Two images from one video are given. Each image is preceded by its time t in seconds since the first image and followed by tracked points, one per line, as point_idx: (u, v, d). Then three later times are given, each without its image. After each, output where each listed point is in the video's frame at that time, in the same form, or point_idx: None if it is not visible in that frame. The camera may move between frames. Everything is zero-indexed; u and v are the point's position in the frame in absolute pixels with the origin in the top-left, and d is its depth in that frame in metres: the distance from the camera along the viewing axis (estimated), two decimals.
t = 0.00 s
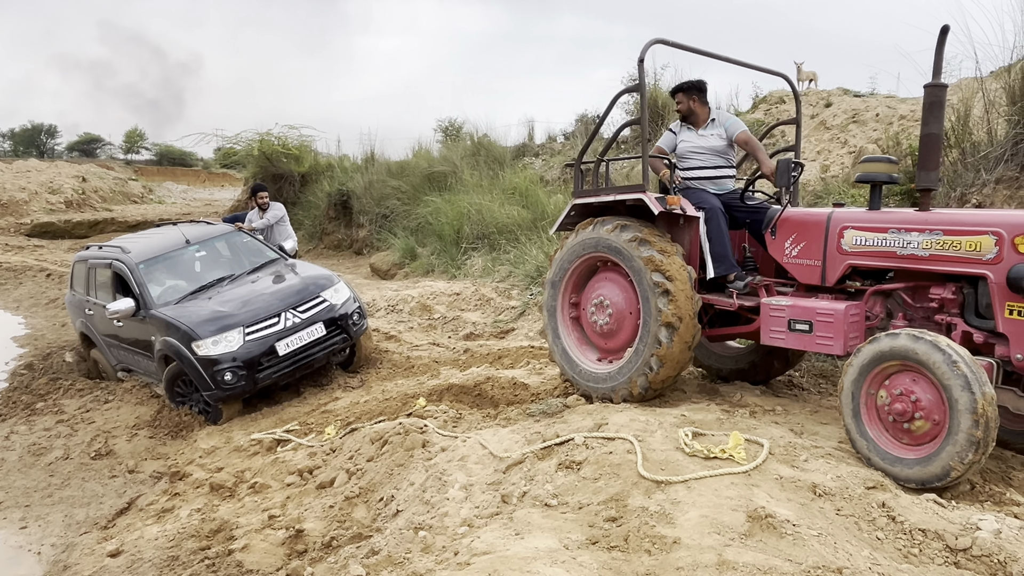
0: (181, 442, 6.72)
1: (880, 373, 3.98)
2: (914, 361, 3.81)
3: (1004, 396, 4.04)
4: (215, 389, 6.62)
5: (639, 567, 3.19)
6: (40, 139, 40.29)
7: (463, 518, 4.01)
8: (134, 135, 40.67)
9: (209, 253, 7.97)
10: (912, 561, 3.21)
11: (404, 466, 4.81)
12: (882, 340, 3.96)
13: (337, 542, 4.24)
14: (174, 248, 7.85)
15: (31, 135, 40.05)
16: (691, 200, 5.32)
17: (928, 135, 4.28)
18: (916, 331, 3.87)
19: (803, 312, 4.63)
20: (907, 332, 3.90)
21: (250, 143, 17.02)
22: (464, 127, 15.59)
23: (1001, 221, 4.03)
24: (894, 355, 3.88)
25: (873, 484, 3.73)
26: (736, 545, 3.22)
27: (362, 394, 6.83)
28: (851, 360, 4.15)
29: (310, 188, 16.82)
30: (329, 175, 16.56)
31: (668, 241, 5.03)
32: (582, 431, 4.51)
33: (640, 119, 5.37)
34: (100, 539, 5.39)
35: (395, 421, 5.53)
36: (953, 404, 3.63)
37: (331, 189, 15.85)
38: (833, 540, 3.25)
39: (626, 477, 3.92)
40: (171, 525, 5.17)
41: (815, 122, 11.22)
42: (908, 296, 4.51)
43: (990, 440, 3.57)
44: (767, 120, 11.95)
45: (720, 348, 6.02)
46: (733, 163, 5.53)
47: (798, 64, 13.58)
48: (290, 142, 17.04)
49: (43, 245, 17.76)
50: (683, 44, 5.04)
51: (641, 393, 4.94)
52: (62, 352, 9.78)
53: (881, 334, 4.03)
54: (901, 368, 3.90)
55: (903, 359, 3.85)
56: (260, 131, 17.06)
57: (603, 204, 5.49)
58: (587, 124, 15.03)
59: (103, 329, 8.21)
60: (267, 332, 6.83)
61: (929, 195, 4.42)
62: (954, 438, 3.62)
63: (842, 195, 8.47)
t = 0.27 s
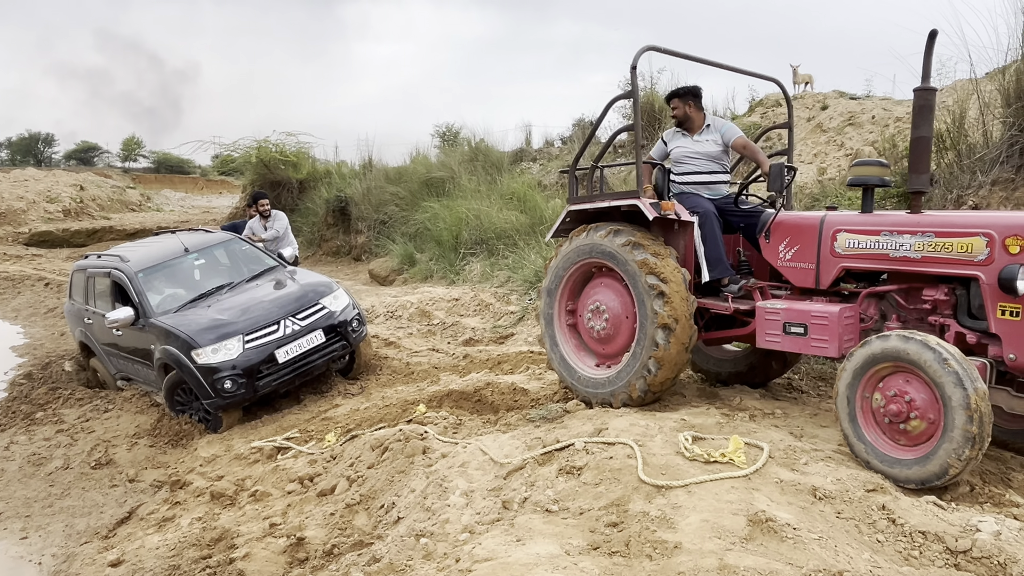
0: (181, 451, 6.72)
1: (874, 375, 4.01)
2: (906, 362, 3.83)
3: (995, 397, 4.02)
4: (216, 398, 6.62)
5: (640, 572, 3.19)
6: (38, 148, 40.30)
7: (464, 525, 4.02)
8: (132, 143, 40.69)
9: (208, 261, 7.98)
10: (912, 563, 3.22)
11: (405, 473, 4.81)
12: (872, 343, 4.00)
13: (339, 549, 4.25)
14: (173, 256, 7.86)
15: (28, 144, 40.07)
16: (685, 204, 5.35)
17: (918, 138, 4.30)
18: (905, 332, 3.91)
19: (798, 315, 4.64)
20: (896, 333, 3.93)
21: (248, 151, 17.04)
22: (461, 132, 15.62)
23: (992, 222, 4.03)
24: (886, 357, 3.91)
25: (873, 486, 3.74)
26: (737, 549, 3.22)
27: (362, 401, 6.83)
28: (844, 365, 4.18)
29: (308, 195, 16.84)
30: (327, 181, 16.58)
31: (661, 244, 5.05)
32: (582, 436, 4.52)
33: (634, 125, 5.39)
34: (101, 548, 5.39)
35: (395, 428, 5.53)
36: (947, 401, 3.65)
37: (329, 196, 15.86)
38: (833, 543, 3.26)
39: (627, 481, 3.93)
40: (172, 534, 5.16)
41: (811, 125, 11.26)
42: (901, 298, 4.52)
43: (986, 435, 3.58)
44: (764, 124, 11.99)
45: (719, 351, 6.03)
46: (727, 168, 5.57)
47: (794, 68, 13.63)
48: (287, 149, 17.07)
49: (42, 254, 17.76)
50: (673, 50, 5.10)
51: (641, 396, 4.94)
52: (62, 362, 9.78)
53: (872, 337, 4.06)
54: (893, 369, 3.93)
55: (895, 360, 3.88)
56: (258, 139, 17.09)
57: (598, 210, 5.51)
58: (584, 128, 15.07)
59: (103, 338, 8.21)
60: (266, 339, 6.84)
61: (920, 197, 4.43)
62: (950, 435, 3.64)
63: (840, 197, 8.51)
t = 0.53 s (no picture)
0: (182, 457, 6.71)
1: (863, 378, 4.07)
2: (893, 360, 3.90)
3: (987, 395, 4.09)
4: (216, 404, 6.62)
5: None
6: (37, 155, 40.33)
7: (465, 530, 4.02)
8: (130, 149, 40.72)
9: (207, 267, 7.99)
10: (914, 566, 3.22)
11: (406, 478, 4.81)
12: (859, 346, 4.07)
13: (341, 555, 4.25)
14: (173, 262, 7.87)
15: (27, 151, 40.11)
16: (678, 209, 5.35)
17: (906, 141, 4.31)
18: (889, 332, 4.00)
19: (791, 317, 4.66)
20: (880, 334, 4.02)
21: (246, 157, 17.06)
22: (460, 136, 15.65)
23: (980, 223, 4.07)
24: (873, 358, 3.98)
25: (873, 489, 3.75)
26: (738, 553, 3.23)
27: (363, 406, 6.83)
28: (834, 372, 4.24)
29: (307, 200, 16.86)
30: (326, 186, 16.60)
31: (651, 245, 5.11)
32: (583, 440, 4.52)
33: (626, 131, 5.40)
34: (102, 556, 5.38)
35: (396, 433, 5.54)
36: (936, 394, 3.71)
37: (329, 201, 15.87)
38: (834, 546, 3.26)
39: (628, 486, 3.93)
40: (173, 540, 5.16)
41: (809, 127, 11.28)
42: (892, 299, 4.54)
43: (978, 424, 3.62)
44: (762, 126, 12.02)
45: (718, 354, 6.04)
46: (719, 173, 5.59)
47: (791, 70, 13.66)
48: (286, 154, 17.10)
49: (41, 261, 17.76)
50: (662, 56, 5.12)
51: (640, 397, 4.94)
52: (62, 369, 9.77)
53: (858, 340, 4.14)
54: (882, 370, 4.00)
55: (883, 360, 3.95)
56: (256, 144, 17.11)
57: (592, 216, 5.53)
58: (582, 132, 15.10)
59: (103, 345, 8.21)
60: (266, 345, 6.84)
61: (908, 199, 4.45)
62: (943, 427, 3.67)
63: (838, 200, 8.54)
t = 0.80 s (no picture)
0: (184, 462, 6.73)
1: (847, 383, 4.13)
2: (872, 357, 3.99)
3: (971, 392, 4.13)
4: (217, 409, 6.64)
5: None
6: (37, 160, 40.39)
7: (467, 533, 4.03)
8: (131, 154, 40.79)
9: (209, 272, 8.00)
10: (915, 567, 3.23)
11: (408, 482, 4.83)
12: (836, 352, 4.16)
13: (343, 559, 4.26)
14: (174, 267, 7.89)
15: (28, 156, 40.17)
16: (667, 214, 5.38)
17: (888, 144, 4.33)
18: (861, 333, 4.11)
19: (779, 319, 4.67)
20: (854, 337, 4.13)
21: (247, 161, 17.10)
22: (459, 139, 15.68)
23: (962, 224, 4.12)
24: (853, 360, 4.07)
25: (874, 490, 3.75)
26: (740, 555, 3.24)
27: (364, 410, 6.84)
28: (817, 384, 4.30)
29: (308, 204, 16.88)
30: (326, 190, 16.63)
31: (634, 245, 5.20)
32: (584, 443, 4.53)
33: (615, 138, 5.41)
34: (105, 561, 5.40)
35: (398, 437, 5.55)
36: (918, 380, 3.79)
37: (329, 204, 15.89)
38: (836, 549, 3.27)
39: (629, 488, 3.94)
40: (176, 545, 5.17)
41: (808, 129, 11.30)
42: (878, 299, 4.54)
43: (963, 402, 3.69)
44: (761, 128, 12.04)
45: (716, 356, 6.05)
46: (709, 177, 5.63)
47: (790, 72, 13.69)
48: (286, 158, 17.13)
49: (42, 266, 17.79)
50: (649, 64, 5.15)
51: (639, 393, 4.92)
52: (64, 374, 9.79)
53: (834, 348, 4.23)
54: (863, 371, 4.07)
55: (862, 359, 4.03)
56: (257, 149, 17.15)
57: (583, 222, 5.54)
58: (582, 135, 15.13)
59: (104, 350, 8.23)
60: (268, 350, 6.85)
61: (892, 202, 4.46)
62: (932, 411, 3.73)
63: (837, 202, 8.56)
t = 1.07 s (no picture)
0: (185, 465, 6.74)
1: (820, 391, 4.25)
2: (836, 356, 4.15)
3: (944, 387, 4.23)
4: (218, 411, 6.65)
5: None
6: (38, 163, 40.44)
7: (468, 535, 4.04)
8: (132, 156, 40.83)
9: (209, 275, 8.02)
10: (914, 568, 3.24)
11: (409, 484, 4.84)
12: (802, 365, 4.31)
13: (344, 561, 4.27)
14: (175, 270, 7.90)
15: (29, 159, 40.21)
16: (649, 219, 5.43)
17: (861, 150, 4.57)
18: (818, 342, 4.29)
19: (759, 320, 4.71)
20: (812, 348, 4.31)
21: (247, 163, 17.12)
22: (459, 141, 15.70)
23: (931, 226, 4.19)
24: (820, 365, 4.21)
25: (873, 491, 3.76)
26: (740, 556, 3.25)
27: (365, 412, 6.86)
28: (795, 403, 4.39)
29: (308, 207, 16.89)
30: (326, 193, 16.66)
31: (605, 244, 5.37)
32: (584, 445, 4.54)
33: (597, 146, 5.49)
34: (106, 564, 5.41)
35: (398, 439, 5.57)
36: (882, 360, 3.95)
37: (329, 207, 15.90)
38: (835, 549, 3.28)
39: (629, 490, 3.96)
40: (177, 548, 5.18)
41: (807, 129, 11.31)
42: (853, 300, 4.60)
43: (927, 368, 3.86)
44: (760, 129, 12.05)
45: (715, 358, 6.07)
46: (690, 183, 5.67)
47: (789, 73, 13.70)
48: (286, 161, 17.16)
49: (43, 269, 17.80)
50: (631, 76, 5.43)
51: (633, 380, 4.92)
52: (65, 377, 9.80)
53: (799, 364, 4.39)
54: (832, 374, 4.21)
55: (827, 362, 4.19)
56: (257, 151, 17.17)
57: (567, 229, 5.58)
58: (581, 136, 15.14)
59: (105, 353, 8.24)
60: (268, 352, 6.86)
61: (866, 206, 4.66)
62: (903, 383, 3.87)
63: (836, 203, 8.59)
